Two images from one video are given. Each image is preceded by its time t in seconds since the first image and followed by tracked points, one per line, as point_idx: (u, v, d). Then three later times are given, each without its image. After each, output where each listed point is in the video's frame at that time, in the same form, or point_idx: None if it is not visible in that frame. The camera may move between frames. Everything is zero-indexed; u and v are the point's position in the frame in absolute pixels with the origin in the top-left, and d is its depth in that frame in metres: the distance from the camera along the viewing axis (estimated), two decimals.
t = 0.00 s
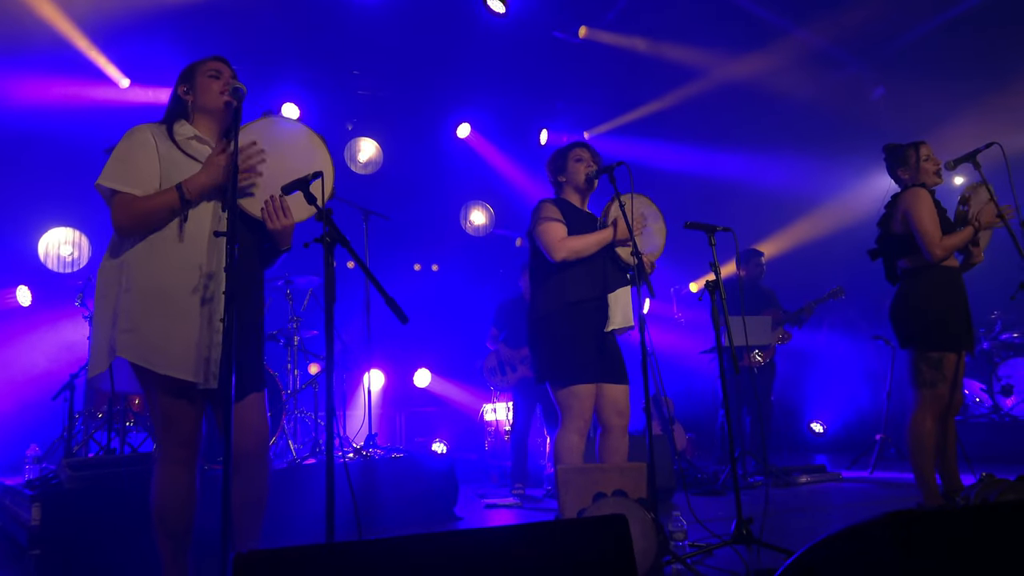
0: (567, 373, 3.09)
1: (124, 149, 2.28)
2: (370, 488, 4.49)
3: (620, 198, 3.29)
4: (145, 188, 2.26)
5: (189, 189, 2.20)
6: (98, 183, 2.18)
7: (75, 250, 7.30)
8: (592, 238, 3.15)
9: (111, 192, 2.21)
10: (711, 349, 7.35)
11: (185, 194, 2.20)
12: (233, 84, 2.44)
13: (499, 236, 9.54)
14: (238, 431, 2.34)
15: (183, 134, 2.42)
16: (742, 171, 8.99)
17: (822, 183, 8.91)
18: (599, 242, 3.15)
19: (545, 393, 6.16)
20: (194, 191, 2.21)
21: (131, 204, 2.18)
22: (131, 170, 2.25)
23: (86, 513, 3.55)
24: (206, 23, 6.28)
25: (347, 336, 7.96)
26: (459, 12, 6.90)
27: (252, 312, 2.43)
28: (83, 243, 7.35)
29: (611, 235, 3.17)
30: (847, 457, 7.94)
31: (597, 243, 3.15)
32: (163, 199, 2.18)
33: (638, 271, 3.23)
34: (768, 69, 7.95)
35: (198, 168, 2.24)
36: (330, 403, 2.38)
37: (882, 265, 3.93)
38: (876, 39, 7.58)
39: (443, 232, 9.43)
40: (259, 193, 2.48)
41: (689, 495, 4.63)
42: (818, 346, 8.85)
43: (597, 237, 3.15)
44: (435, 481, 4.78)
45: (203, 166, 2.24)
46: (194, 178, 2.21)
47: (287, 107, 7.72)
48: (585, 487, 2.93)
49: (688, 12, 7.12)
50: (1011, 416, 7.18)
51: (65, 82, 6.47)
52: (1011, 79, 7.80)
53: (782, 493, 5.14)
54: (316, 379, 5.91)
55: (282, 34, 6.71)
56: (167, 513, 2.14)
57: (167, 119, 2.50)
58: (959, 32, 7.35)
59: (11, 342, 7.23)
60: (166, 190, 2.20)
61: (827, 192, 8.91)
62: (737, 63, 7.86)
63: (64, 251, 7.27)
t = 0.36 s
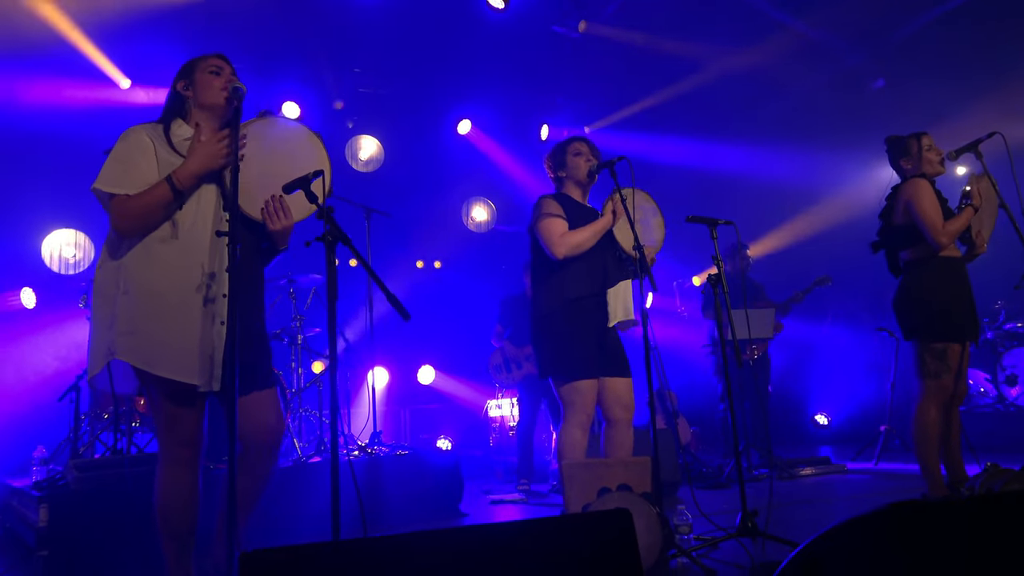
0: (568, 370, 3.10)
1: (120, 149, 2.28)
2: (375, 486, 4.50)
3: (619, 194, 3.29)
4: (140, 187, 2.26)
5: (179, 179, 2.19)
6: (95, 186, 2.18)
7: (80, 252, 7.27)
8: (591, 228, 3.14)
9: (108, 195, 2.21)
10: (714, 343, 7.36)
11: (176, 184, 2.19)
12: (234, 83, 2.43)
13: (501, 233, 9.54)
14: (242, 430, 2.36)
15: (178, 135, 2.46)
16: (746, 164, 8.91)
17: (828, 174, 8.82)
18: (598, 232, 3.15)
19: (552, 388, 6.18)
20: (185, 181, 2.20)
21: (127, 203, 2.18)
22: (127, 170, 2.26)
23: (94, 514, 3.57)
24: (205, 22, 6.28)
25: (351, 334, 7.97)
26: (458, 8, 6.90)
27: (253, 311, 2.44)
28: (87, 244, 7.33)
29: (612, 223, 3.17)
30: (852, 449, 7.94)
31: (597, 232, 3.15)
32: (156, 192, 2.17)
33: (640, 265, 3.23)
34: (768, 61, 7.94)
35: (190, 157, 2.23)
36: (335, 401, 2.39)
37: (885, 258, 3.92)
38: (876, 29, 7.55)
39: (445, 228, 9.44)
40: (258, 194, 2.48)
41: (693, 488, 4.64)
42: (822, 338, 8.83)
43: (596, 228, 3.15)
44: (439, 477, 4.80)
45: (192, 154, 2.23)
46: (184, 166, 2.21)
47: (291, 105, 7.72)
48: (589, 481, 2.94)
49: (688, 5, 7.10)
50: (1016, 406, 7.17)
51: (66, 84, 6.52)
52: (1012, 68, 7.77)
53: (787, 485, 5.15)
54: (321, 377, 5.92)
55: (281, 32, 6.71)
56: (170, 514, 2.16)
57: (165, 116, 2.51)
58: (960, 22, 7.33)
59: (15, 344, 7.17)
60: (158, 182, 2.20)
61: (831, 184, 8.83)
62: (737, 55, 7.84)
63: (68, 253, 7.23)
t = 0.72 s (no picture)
0: (583, 369, 3.09)
1: (130, 148, 2.29)
2: (380, 485, 4.50)
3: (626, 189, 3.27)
4: (151, 185, 2.26)
5: (189, 174, 2.20)
6: (105, 186, 2.20)
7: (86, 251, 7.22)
8: (595, 232, 3.12)
9: (118, 195, 2.23)
10: (719, 342, 7.37)
11: (186, 180, 2.20)
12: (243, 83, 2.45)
13: (506, 232, 9.54)
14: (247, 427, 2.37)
15: (188, 134, 2.45)
16: (750, 162, 8.97)
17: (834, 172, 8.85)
18: (603, 235, 3.13)
19: (559, 387, 6.19)
20: (194, 176, 2.21)
21: (138, 203, 2.18)
22: (138, 169, 2.26)
23: (100, 511, 3.59)
24: (212, 22, 6.30)
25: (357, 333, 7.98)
26: (463, 7, 6.89)
27: (260, 310, 2.44)
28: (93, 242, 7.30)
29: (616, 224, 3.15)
30: (858, 448, 7.92)
31: (602, 236, 3.13)
32: (167, 189, 2.18)
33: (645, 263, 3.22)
34: (775, 60, 7.91)
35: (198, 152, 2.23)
36: (340, 400, 2.39)
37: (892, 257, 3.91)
38: (885, 27, 7.49)
39: (450, 227, 9.46)
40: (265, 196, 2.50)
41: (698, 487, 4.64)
42: (828, 337, 8.79)
43: (601, 232, 3.13)
44: (445, 476, 4.81)
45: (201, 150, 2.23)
46: (193, 161, 2.21)
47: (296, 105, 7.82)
48: (596, 480, 2.93)
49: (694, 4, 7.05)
50: None
51: (69, 82, 6.55)
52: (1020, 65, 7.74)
53: (793, 485, 5.14)
54: (326, 376, 5.94)
55: (287, 32, 6.72)
56: (177, 513, 2.17)
57: (172, 115, 2.52)
58: (968, 20, 7.27)
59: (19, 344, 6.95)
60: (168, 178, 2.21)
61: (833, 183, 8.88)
62: (743, 54, 7.80)
63: (75, 253, 7.19)
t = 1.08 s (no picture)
0: (606, 368, 3.09)
1: (157, 153, 2.32)
2: (401, 483, 4.53)
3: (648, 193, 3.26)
4: (181, 192, 2.29)
5: (223, 190, 2.24)
6: (135, 189, 2.23)
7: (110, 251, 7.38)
8: (617, 236, 3.13)
9: (148, 198, 2.26)
10: (739, 342, 7.32)
11: (219, 193, 2.23)
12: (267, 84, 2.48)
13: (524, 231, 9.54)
14: (272, 424, 2.40)
15: (212, 135, 2.46)
16: (773, 159, 8.93)
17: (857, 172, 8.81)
18: (625, 238, 3.14)
19: (579, 387, 6.20)
20: (228, 190, 2.25)
21: (166, 209, 2.22)
22: (165, 174, 2.29)
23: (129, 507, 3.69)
24: (232, 24, 6.36)
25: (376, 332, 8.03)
26: (481, 8, 6.90)
27: (285, 311, 2.48)
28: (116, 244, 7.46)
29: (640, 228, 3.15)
30: (881, 449, 7.84)
31: (623, 241, 3.14)
32: (197, 200, 2.21)
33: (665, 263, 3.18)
34: (795, 57, 7.84)
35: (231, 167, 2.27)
36: (361, 399, 2.42)
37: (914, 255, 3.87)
38: (908, 24, 7.39)
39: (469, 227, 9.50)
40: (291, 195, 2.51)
41: (718, 487, 4.62)
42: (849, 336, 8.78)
43: (623, 235, 3.13)
44: (464, 475, 4.83)
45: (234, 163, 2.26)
46: (227, 177, 2.25)
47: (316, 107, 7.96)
48: (615, 479, 2.94)
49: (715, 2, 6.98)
50: None
51: (94, 86, 6.61)
52: None
53: (815, 486, 5.10)
54: (346, 376, 5.99)
55: (306, 35, 6.77)
56: (205, 508, 2.20)
57: (196, 117, 2.52)
58: (996, 16, 7.13)
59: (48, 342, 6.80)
60: (201, 191, 2.24)
61: (861, 183, 8.82)
62: (765, 52, 7.72)
63: (98, 253, 7.34)
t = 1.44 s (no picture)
0: (617, 373, 3.10)
1: (173, 158, 2.34)
2: (411, 485, 4.55)
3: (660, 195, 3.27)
4: (196, 197, 2.31)
5: (241, 203, 2.25)
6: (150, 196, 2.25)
7: (124, 252, 7.30)
8: (631, 240, 3.14)
9: (164, 204, 2.29)
10: (749, 346, 7.29)
11: (236, 205, 2.24)
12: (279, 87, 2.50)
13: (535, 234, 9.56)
14: (286, 425, 2.40)
15: (228, 139, 2.48)
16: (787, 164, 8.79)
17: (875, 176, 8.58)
18: (639, 243, 3.15)
19: (589, 390, 6.20)
20: (245, 201, 2.25)
21: (186, 214, 2.26)
22: (181, 179, 2.31)
23: (148, 505, 3.76)
24: (246, 27, 6.42)
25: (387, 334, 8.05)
26: (493, 10, 6.92)
27: (303, 315, 2.49)
28: (132, 245, 7.38)
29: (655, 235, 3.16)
30: (893, 455, 7.78)
31: (636, 244, 3.15)
32: (215, 209, 2.23)
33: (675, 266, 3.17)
34: (807, 61, 7.82)
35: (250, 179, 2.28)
36: (373, 401, 2.41)
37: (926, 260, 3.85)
38: (921, 27, 7.36)
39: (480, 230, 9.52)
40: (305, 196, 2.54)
41: (729, 492, 4.60)
42: (863, 343, 8.65)
43: (635, 239, 3.15)
44: (474, 477, 4.85)
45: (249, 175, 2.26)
46: (245, 190, 2.26)
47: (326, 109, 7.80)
48: (626, 484, 2.93)
49: (727, 4, 6.97)
50: None
51: (110, 90, 6.69)
52: None
53: (826, 491, 5.08)
54: (357, 378, 6.00)
55: (319, 37, 6.82)
56: (220, 507, 2.21)
57: (213, 122, 2.57)
58: (1012, 18, 7.07)
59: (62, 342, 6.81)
60: (218, 200, 2.26)
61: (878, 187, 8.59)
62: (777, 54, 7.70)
63: (113, 254, 7.26)
